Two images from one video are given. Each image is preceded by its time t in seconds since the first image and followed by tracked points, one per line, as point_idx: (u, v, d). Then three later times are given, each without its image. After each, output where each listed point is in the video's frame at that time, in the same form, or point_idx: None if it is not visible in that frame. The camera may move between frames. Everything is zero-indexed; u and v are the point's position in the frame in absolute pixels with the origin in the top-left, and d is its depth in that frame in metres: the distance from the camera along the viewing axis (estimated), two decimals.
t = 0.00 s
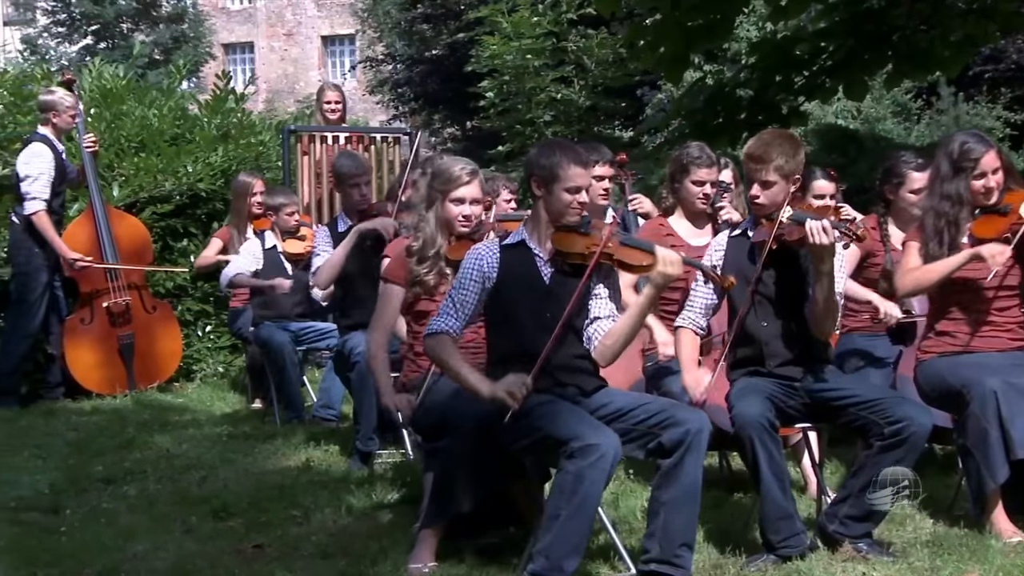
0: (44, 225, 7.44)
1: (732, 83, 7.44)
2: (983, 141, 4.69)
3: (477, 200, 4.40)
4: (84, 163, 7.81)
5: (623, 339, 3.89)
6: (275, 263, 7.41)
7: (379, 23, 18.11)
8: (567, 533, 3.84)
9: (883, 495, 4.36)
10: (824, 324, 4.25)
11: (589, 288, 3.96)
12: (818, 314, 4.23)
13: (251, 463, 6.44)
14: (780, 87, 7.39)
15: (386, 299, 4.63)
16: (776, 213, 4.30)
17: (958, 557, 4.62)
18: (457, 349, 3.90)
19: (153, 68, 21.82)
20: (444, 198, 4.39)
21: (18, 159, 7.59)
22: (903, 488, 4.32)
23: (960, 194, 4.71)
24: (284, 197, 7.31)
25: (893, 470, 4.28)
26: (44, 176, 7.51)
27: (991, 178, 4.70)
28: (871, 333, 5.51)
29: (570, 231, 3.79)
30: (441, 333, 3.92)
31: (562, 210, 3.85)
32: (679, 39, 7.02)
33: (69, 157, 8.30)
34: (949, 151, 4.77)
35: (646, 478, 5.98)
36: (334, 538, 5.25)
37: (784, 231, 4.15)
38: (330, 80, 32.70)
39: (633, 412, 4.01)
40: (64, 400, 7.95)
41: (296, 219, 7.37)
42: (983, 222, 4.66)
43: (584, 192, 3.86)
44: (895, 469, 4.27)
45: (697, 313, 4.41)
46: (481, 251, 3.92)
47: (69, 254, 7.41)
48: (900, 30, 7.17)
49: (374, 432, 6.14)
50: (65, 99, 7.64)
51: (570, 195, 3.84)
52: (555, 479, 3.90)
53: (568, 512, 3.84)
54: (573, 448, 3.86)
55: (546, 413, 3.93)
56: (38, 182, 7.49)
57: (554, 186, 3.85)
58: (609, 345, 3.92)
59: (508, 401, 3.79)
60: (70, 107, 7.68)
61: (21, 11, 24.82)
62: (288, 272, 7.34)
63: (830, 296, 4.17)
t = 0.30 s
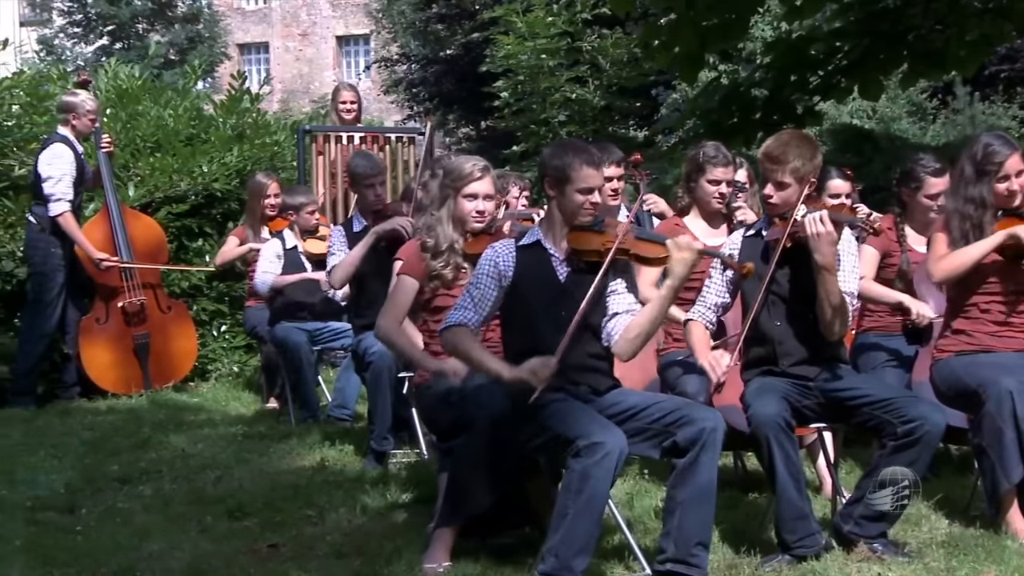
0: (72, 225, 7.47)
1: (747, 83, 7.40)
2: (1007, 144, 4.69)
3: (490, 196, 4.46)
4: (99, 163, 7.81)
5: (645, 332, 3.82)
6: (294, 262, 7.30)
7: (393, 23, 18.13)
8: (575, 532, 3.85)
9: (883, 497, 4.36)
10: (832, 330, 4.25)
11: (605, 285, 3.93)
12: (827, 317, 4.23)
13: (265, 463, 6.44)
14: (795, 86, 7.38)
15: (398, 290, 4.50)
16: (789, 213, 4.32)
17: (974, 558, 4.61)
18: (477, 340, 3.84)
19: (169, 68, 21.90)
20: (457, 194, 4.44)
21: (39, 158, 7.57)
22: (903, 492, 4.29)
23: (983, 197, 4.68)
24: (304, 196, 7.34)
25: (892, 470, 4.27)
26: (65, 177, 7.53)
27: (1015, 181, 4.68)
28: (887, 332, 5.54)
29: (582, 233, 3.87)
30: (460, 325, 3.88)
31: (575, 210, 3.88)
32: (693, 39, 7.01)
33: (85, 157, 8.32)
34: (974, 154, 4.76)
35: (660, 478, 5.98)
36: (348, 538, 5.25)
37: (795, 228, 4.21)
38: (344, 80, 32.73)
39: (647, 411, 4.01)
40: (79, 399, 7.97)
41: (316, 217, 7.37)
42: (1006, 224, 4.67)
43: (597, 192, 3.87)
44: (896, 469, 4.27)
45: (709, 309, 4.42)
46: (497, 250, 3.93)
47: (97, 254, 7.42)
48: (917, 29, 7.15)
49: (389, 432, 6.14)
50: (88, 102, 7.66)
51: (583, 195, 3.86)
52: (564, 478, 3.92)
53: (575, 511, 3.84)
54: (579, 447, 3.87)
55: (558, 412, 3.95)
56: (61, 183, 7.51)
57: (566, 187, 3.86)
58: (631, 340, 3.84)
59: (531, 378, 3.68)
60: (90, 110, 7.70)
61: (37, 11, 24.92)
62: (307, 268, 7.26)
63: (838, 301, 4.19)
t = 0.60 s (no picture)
0: (101, 224, 7.52)
1: (762, 82, 7.40)
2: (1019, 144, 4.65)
3: (511, 193, 4.42)
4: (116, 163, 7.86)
5: (684, 315, 3.87)
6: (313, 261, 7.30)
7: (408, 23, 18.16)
8: (590, 532, 3.85)
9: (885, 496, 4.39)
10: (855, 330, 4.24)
11: (637, 271, 3.97)
12: (851, 318, 4.22)
13: (281, 462, 6.45)
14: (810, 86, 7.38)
15: (415, 277, 4.58)
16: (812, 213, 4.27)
17: (990, 559, 4.60)
18: (518, 317, 3.81)
19: (185, 68, 21.95)
20: (480, 194, 4.38)
21: (54, 160, 7.64)
22: (903, 491, 4.33)
23: (995, 197, 4.68)
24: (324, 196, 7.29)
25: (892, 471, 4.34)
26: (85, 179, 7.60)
27: None
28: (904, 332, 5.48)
29: (606, 224, 3.88)
30: (497, 306, 3.83)
31: (598, 200, 3.87)
32: (708, 39, 7.01)
33: (100, 157, 8.35)
34: (986, 154, 4.74)
35: (675, 478, 5.97)
36: (363, 538, 5.26)
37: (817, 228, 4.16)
38: (359, 80, 32.77)
39: (665, 409, 4.00)
40: (94, 399, 7.99)
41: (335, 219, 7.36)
42: (1019, 224, 4.68)
43: (618, 181, 3.87)
44: (891, 468, 4.34)
45: (721, 300, 4.46)
46: (524, 240, 3.89)
47: (130, 250, 7.52)
48: (932, 29, 7.10)
49: (404, 432, 6.14)
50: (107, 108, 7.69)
51: (604, 185, 3.86)
52: (577, 478, 3.91)
53: (589, 511, 3.84)
54: (590, 447, 3.85)
55: (571, 410, 3.93)
56: (83, 185, 7.58)
57: (588, 177, 3.87)
58: (669, 323, 3.87)
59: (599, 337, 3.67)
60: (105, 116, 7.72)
61: (53, 12, 25.01)
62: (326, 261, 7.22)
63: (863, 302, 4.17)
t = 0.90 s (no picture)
0: (115, 225, 7.54)
1: (775, 83, 7.46)
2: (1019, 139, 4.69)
3: (536, 193, 4.41)
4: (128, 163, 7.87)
5: (727, 303, 3.80)
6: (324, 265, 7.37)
7: (422, 23, 18.18)
8: (605, 533, 3.85)
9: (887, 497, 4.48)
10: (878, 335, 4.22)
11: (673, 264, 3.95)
12: (875, 322, 4.20)
13: (293, 462, 6.45)
14: (824, 86, 7.38)
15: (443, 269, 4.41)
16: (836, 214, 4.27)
17: (1004, 560, 4.59)
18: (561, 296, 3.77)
19: (198, 68, 22.00)
20: (507, 194, 4.36)
21: (65, 161, 7.65)
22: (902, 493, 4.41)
23: (997, 194, 4.71)
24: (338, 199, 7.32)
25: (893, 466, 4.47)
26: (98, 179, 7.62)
27: None
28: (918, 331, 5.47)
29: (642, 219, 3.88)
30: (538, 286, 3.81)
31: (631, 194, 3.85)
32: (721, 38, 7.00)
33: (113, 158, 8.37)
34: (988, 152, 4.79)
35: (688, 478, 5.96)
36: (376, 538, 5.26)
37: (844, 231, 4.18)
38: (371, 80, 32.77)
39: (686, 408, 3.99)
40: (107, 399, 8.01)
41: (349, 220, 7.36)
42: None
43: (649, 173, 3.86)
44: (894, 468, 4.44)
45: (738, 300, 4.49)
46: (562, 232, 3.88)
47: (145, 250, 7.54)
48: (945, 28, 7.05)
49: (417, 431, 6.14)
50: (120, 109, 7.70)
51: (636, 178, 3.84)
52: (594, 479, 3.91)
53: (605, 512, 3.84)
54: (610, 449, 3.86)
55: (594, 407, 3.92)
56: (95, 185, 7.60)
57: (620, 171, 3.84)
58: (713, 312, 3.80)
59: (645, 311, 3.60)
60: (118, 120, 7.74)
61: (67, 13, 25.07)
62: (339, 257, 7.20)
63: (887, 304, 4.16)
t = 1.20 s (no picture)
0: (122, 226, 7.52)
1: (785, 82, 7.44)
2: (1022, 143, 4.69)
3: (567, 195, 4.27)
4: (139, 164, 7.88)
5: (761, 303, 3.85)
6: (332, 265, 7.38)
7: (432, 23, 18.19)
8: (616, 533, 3.85)
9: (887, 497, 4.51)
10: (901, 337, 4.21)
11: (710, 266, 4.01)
12: (899, 323, 4.19)
13: (303, 462, 6.46)
14: (835, 86, 7.38)
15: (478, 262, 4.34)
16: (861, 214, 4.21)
17: (1015, 560, 4.58)
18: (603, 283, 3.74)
19: (209, 68, 22.03)
20: (540, 196, 4.21)
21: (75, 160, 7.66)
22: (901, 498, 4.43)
23: (1000, 197, 4.73)
24: (340, 196, 7.33)
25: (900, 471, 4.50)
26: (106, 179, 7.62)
27: None
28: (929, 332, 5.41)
29: (677, 218, 3.93)
30: (579, 277, 3.78)
31: (667, 192, 3.86)
32: (731, 38, 6.99)
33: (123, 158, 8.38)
34: (992, 153, 4.79)
35: (698, 478, 5.95)
36: (386, 537, 5.26)
37: (872, 233, 4.17)
38: (381, 81, 32.78)
39: (704, 410, 3.99)
40: (118, 399, 8.02)
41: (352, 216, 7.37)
42: None
43: (683, 171, 3.87)
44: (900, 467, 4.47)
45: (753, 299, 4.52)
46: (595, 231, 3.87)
47: (153, 250, 7.54)
48: (956, 28, 7.03)
49: (427, 431, 6.14)
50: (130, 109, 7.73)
51: (671, 175, 3.84)
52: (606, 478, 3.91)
53: (615, 513, 3.84)
54: (623, 449, 3.85)
55: (610, 404, 3.92)
56: (103, 186, 7.61)
57: (654, 168, 3.85)
58: (748, 313, 3.86)
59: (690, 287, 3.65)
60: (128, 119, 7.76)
61: (79, 13, 25.10)
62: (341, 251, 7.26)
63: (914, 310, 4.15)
